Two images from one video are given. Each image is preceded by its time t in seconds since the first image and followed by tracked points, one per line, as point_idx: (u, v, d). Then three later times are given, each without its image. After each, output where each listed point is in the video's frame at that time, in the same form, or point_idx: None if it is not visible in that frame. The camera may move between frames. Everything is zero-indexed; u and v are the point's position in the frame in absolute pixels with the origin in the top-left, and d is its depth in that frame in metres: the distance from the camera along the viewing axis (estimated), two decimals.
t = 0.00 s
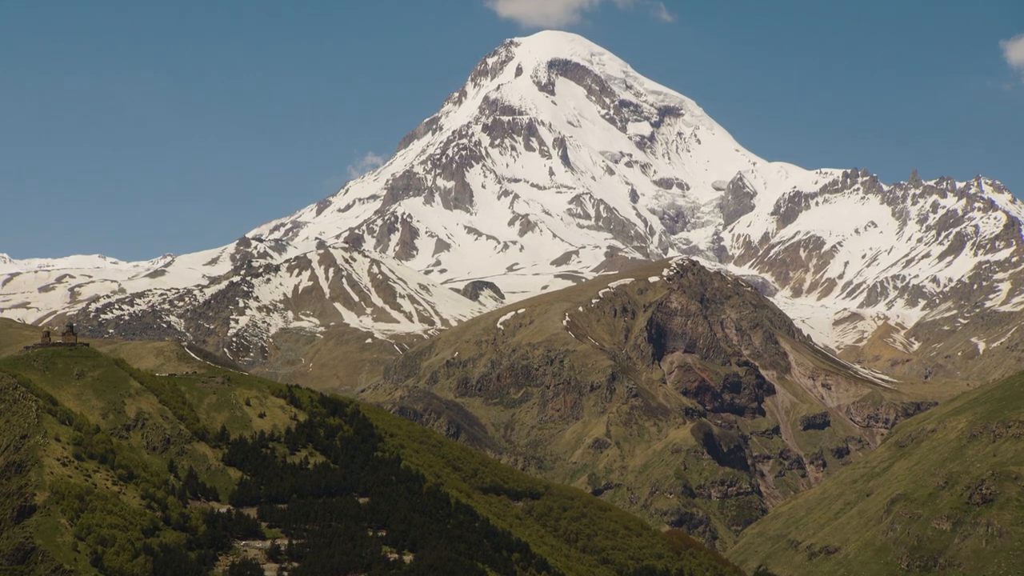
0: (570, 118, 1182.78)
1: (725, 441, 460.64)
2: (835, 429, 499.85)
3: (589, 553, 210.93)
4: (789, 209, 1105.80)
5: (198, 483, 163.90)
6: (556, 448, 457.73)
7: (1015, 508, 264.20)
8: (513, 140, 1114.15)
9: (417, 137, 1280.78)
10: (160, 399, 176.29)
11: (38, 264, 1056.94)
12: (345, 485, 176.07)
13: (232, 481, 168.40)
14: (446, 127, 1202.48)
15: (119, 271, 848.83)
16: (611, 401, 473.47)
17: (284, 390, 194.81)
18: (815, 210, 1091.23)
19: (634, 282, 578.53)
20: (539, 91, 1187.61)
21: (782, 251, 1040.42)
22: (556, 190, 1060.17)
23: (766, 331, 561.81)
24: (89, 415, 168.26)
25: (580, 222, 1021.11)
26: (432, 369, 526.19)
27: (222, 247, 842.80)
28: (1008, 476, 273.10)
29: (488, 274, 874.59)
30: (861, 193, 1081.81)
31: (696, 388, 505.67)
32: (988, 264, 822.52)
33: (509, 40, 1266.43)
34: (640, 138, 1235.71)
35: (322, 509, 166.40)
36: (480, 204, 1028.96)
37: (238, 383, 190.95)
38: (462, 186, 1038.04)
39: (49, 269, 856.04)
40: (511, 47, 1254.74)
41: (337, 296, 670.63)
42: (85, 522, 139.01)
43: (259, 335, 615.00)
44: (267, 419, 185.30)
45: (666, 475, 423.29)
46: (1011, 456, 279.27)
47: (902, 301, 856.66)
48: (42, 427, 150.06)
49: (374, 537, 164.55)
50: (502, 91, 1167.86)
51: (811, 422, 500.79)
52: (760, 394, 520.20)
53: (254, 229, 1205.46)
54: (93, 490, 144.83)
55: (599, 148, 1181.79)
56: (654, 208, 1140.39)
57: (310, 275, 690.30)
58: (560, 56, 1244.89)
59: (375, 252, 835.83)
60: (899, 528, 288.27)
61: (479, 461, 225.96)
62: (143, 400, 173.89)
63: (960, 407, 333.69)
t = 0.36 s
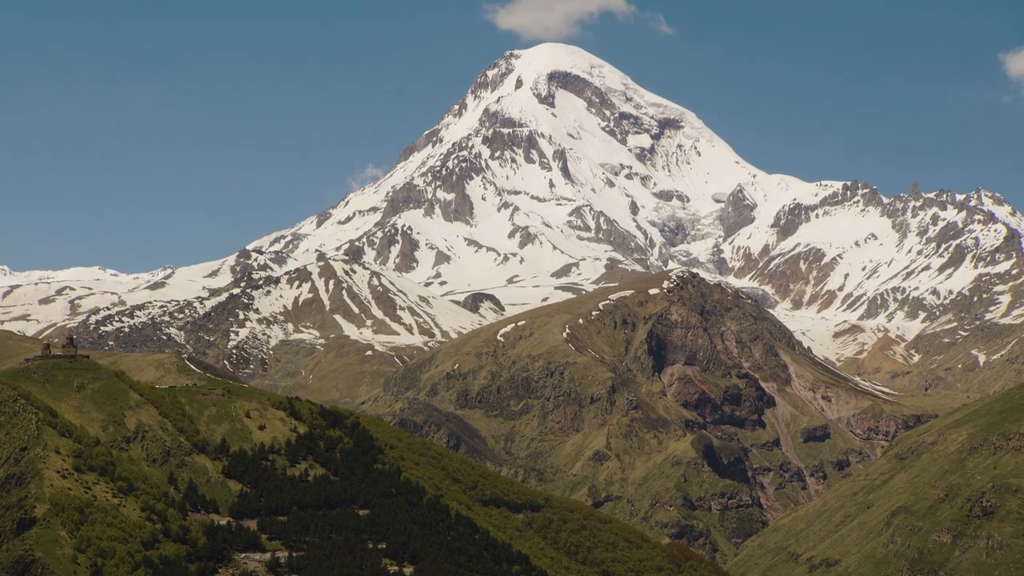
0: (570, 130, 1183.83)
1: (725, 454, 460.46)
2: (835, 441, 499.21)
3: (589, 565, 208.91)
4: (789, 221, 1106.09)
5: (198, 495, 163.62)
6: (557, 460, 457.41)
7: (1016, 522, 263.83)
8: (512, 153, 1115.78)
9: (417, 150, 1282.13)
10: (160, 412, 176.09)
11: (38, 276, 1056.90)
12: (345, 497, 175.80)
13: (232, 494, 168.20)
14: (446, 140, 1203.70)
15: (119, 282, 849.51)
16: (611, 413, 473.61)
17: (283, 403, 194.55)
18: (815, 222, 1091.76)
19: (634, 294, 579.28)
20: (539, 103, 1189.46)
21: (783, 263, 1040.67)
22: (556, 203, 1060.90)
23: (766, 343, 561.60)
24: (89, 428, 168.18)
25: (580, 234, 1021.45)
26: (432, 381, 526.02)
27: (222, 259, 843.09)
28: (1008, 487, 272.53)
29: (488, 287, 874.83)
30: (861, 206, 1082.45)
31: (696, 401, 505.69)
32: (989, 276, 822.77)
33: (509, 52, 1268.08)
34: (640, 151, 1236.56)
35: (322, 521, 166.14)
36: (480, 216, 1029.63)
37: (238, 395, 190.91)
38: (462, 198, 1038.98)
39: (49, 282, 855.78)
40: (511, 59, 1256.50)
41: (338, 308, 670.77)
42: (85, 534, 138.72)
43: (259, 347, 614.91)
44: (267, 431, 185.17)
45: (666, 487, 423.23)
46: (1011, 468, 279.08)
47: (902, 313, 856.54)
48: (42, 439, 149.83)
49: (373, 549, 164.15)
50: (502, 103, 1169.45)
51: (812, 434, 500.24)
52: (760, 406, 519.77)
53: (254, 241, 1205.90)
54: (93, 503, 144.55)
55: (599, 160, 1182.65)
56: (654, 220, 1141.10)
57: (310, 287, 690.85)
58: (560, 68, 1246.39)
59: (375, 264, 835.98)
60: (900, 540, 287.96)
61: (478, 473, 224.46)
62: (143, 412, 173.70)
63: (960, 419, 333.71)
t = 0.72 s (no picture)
0: (570, 141, 1184.44)
1: (725, 465, 460.12)
2: (836, 453, 498.80)
3: None
4: (789, 232, 1106.56)
5: (198, 507, 163.25)
6: (557, 471, 457.01)
7: (1016, 533, 263.52)
8: (513, 164, 1116.84)
9: (417, 161, 1282.91)
10: (160, 423, 175.86)
11: (38, 287, 1056.12)
12: (346, 509, 175.56)
13: (232, 505, 167.90)
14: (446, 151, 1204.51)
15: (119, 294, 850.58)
16: (612, 424, 473.52)
17: (284, 414, 194.45)
18: (815, 233, 1092.24)
19: (634, 305, 579.57)
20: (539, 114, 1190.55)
21: (783, 274, 1040.80)
22: (556, 214, 1061.68)
23: (766, 354, 561.48)
24: (89, 439, 167.91)
25: (580, 245, 1021.38)
26: (432, 392, 525.62)
27: (222, 270, 843.15)
28: (1009, 499, 272.34)
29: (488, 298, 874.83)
30: (861, 217, 1082.92)
31: (697, 412, 505.66)
32: (989, 288, 823.03)
33: (509, 63, 1269.47)
34: (640, 162, 1237.29)
35: (323, 532, 165.80)
36: (480, 227, 1029.96)
37: (238, 407, 190.73)
38: (462, 210, 1039.43)
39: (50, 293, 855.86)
40: (511, 71, 1257.68)
41: (338, 318, 670.90)
42: (86, 545, 138.42)
43: (259, 358, 614.52)
44: (267, 442, 185.04)
45: (666, 498, 422.92)
46: (1012, 480, 278.94)
47: (902, 324, 856.44)
48: (43, 450, 149.56)
49: (373, 560, 163.78)
50: (502, 115, 1171.02)
51: (812, 445, 499.79)
52: (760, 417, 519.30)
53: (254, 253, 1205.92)
54: (93, 514, 144.19)
55: (599, 171, 1183.30)
56: (654, 231, 1141.73)
57: (310, 298, 691.19)
58: (560, 79, 1247.53)
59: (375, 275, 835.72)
60: (900, 551, 287.69)
61: (478, 484, 223.65)
62: (143, 423, 173.45)
63: (960, 431, 333.55)
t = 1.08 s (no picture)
0: (570, 152, 1185.05)
1: (725, 476, 459.86)
2: (836, 463, 498.39)
3: None
4: (789, 243, 1106.56)
5: (198, 517, 163.06)
6: (557, 482, 456.75)
7: (1016, 545, 263.03)
8: (513, 174, 1117.98)
9: (417, 172, 1283.91)
10: (160, 434, 175.82)
11: (37, 298, 1056.44)
12: (346, 519, 175.54)
13: (232, 516, 167.77)
14: (447, 161, 1205.30)
15: (119, 305, 849.76)
16: (611, 435, 473.65)
17: (284, 424, 194.27)
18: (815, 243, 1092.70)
19: (634, 316, 580.05)
20: (540, 125, 1191.53)
21: (783, 284, 1040.54)
22: (556, 224, 1061.88)
23: (766, 365, 561.35)
24: (88, 449, 167.78)
25: (580, 255, 1020.95)
26: (432, 403, 525.48)
27: (222, 281, 843.35)
28: (1009, 510, 272.03)
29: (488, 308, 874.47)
30: (861, 227, 1083.47)
31: (697, 423, 505.89)
32: (989, 298, 823.02)
33: (509, 74, 1270.95)
34: (640, 173, 1237.87)
35: (323, 544, 165.54)
36: (480, 237, 1030.14)
37: (238, 417, 190.62)
38: (462, 221, 1039.93)
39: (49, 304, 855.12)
40: (511, 81, 1259.48)
41: (338, 329, 670.83)
42: (85, 556, 138.27)
43: (259, 369, 614.30)
44: (266, 452, 184.98)
45: (667, 509, 422.70)
46: (1013, 490, 278.63)
47: (902, 335, 856.23)
48: (42, 462, 149.42)
49: (372, 571, 163.39)
50: (502, 125, 1172.46)
51: (812, 456, 499.14)
52: (760, 428, 518.88)
53: (254, 264, 1205.85)
54: (93, 526, 143.97)
55: (599, 182, 1183.91)
56: (654, 242, 1142.15)
57: (310, 308, 691.51)
58: (560, 90, 1248.48)
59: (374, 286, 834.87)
60: (901, 563, 287.42)
61: (478, 495, 223.37)
62: (143, 434, 173.35)
63: (960, 441, 333.42)
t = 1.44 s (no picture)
0: (570, 162, 1185.52)
1: (726, 486, 459.48)
2: (836, 473, 498.15)
3: None
4: (789, 253, 1106.88)
5: (197, 526, 162.76)
6: (557, 491, 456.44)
7: (1016, 554, 262.75)
8: (513, 184, 1118.62)
9: (417, 181, 1284.27)
10: (160, 444, 175.73)
11: (37, 307, 1056.62)
12: (346, 528, 175.51)
13: (231, 525, 167.55)
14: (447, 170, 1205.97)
15: (119, 314, 849.42)
16: (612, 444, 473.66)
17: (284, 435, 194.43)
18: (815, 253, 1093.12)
19: (634, 326, 580.47)
20: (540, 134, 1192.28)
21: (783, 294, 1040.46)
22: (556, 234, 1062.14)
23: (766, 375, 561.11)
24: (88, 459, 167.73)
25: (580, 265, 1020.68)
26: (432, 412, 525.18)
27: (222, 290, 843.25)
28: (1009, 521, 272.01)
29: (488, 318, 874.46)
30: (861, 237, 1083.78)
31: (697, 432, 505.88)
32: (989, 308, 823.22)
33: (509, 84, 1272.16)
34: (640, 182, 1238.37)
35: (323, 554, 165.35)
36: (480, 247, 1030.30)
37: (237, 427, 190.59)
38: (462, 230, 1040.26)
39: (50, 313, 855.22)
40: (511, 91, 1260.67)
41: (338, 339, 670.77)
42: (85, 566, 137.77)
43: (259, 378, 613.96)
44: (267, 462, 184.96)
45: (667, 518, 422.55)
46: (1013, 500, 278.59)
47: (902, 345, 856.27)
48: (42, 471, 149.21)
49: None
50: (502, 135, 1173.48)
51: (812, 465, 499.02)
52: (760, 437, 518.69)
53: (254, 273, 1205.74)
54: (93, 535, 143.66)
55: (599, 192, 1184.33)
56: (654, 252, 1142.40)
57: (310, 318, 691.75)
58: (560, 100, 1249.05)
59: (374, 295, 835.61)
60: (901, 572, 287.11)
61: (479, 504, 223.26)
62: (144, 443, 173.19)
63: (961, 451, 333.17)
